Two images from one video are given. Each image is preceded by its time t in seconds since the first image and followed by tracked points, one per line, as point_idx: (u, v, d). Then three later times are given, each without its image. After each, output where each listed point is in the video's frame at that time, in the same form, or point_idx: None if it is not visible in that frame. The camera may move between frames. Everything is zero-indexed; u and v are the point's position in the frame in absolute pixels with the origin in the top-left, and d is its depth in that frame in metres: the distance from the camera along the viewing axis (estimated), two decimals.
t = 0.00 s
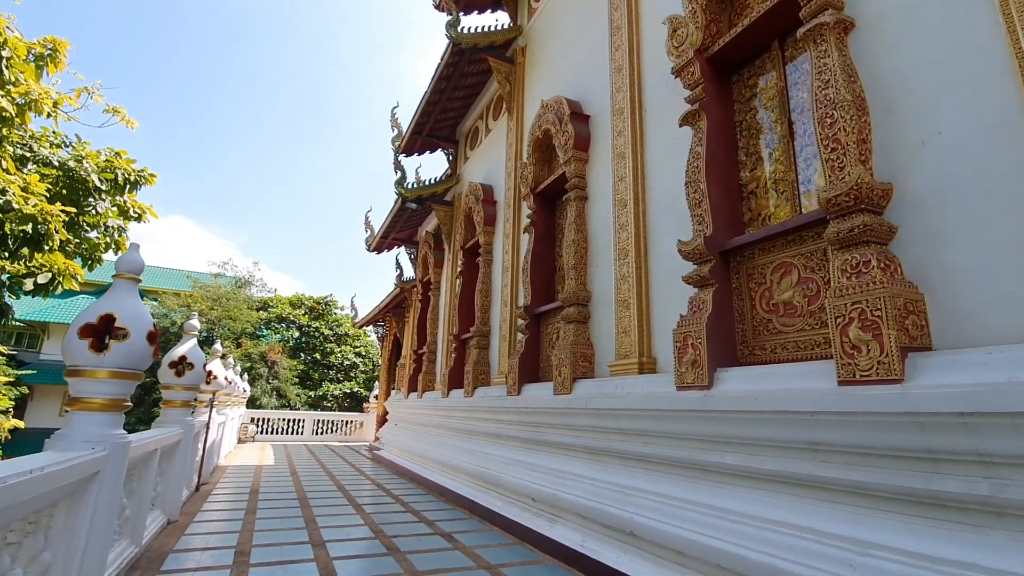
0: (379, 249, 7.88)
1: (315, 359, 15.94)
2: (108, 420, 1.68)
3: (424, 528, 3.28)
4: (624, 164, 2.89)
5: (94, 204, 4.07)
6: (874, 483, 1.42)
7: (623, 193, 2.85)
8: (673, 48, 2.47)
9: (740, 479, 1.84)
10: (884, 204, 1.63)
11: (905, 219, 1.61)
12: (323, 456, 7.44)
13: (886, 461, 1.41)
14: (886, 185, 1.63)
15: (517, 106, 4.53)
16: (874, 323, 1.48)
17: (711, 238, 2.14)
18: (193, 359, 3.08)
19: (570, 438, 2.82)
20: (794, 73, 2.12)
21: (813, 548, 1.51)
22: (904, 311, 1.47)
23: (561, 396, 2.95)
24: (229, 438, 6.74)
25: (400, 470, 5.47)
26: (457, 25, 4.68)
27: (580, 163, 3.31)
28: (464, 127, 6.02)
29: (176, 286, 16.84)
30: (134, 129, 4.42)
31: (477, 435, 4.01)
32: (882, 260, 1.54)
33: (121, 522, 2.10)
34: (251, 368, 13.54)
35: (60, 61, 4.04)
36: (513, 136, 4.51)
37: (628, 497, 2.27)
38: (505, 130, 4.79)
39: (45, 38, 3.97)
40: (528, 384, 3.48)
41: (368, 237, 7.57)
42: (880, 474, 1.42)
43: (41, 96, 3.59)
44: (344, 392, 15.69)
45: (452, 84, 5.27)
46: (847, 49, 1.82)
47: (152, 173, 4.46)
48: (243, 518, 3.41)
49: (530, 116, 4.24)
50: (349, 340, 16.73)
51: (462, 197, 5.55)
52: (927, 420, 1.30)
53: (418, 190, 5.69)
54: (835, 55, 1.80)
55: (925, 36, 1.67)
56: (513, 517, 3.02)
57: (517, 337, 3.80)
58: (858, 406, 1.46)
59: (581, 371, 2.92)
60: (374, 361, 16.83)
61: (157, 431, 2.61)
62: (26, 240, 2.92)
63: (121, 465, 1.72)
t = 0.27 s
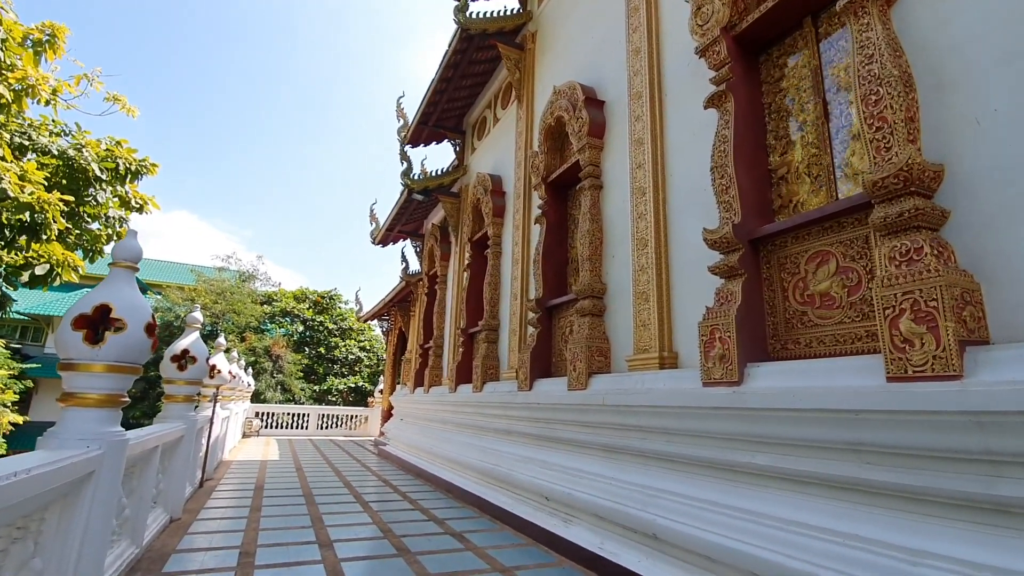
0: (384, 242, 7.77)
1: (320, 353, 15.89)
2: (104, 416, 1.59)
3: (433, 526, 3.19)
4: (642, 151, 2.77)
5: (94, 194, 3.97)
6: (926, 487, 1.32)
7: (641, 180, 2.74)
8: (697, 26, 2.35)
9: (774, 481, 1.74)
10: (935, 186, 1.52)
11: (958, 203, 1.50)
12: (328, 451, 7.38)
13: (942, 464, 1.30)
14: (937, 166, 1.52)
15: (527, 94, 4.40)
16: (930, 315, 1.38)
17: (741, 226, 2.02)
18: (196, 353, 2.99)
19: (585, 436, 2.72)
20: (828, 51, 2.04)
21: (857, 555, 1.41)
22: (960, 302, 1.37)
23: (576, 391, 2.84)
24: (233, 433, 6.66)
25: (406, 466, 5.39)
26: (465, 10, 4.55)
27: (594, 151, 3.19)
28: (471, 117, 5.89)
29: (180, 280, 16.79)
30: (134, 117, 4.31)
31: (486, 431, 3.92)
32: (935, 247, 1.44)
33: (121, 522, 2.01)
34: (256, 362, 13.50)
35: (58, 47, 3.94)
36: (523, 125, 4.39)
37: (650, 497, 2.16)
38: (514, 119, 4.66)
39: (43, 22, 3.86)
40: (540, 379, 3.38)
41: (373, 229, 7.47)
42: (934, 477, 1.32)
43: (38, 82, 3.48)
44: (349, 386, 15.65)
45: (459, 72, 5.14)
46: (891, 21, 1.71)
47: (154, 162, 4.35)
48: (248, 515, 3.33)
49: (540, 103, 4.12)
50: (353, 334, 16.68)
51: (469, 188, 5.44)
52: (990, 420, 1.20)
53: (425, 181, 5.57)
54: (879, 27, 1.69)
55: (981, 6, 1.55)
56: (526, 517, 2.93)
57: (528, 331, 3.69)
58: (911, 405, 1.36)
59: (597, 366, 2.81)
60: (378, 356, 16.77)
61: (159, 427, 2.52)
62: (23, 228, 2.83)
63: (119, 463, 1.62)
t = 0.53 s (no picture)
0: (389, 234, 7.67)
1: (325, 347, 15.87)
2: (99, 409, 1.49)
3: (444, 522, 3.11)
4: (661, 133, 2.65)
5: (95, 183, 3.88)
6: (986, 486, 1.23)
7: (661, 164, 2.62)
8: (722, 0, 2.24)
9: (810, 479, 1.64)
10: (989, 163, 1.39)
11: (1016, 181, 1.37)
12: (334, 445, 7.32)
13: (1004, 462, 1.21)
14: (992, 141, 1.39)
15: (536, 79, 4.27)
16: (989, 301, 1.29)
17: (771, 209, 1.93)
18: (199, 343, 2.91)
19: (601, 430, 2.62)
20: (865, 24, 1.94)
21: (908, 560, 1.31)
22: None
23: (591, 385, 2.73)
24: (238, 426, 6.61)
25: (413, 460, 5.32)
26: None
27: (610, 135, 3.07)
28: (479, 105, 5.76)
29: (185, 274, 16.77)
30: (136, 105, 4.21)
31: (496, 425, 3.83)
32: (992, 229, 1.32)
33: (121, 520, 1.93)
34: (261, 355, 13.47)
35: (57, 31, 3.84)
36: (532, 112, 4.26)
37: (673, 495, 2.06)
38: (523, 106, 4.54)
39: (42, 7, 3.76)
40: (553, 372, 3.27)
41: (379, 221, 7.37)
42: (995, 476, 1.22)
43: (36, 67, 3.38)
44: (354, 380, 15.63)
45: (467, 58, 5.01)
46: None
47: (155, 151, 4.26)
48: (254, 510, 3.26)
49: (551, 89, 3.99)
50: (359, 327, 16.64)
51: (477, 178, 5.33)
52: None
53: (431, 171, 5.45)
54: None
55: None
56: (539, 514, 2.84)
57: (540, 323, 3.59)
58: (970, 399, 1.25)
59: (613, 358, 2.70)
60: (383, 349, 16.74)
61: (161, 421, 2.43)
62: (20, 216, 2.74)
63: (116, 458, 1.53)
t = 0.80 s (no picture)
0: (399, 225, 7.57)
1: (335, 339, 15.86)
2: (96, 404, 1.39)
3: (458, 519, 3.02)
4: (687, 113, 2.51)
5: (100, 172, 3.80)
6: None
7: (686, 146, 2.49)
8: None
9: (857, 482, 1.51)
10: None
11: None
12: (345, 437, 7.28)
13: None
14: None
15: (550, 62, 4.12)
16: None
17: (811, 191, 1.80)
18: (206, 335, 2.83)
19: (623, 426, 2.50)
20: None
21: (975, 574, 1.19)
22: None
23: (612, 379, 2.61)
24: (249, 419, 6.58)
25: (425, 454, 5.24)
26: None
27: (631, 118, 2.93)
28: (490, 91, 5.61)
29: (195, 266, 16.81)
30: (141, 91, 4.12)
31: (510, 419, 3.73)
32: None
33: (124, 518, 1.85)
34: (271, 347, 13.49)
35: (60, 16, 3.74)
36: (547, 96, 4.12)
37: (704, 496, 1.95)
38: (537, 90, 4.39)
39: None
40: (570, 365, 3.16)
41: (388, 212, 7.26)
42: None
43: (38, 51, 3.29)
44: (364, 372, 15.63)
45: (478, 42, 4.86)
46: None
47: (161, 139, 4.16)
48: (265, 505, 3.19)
49: (567, 71, 3.85)
50: (368, 319, 16.62)
51: (489, 166, 5.19)
52: None
53: (442, 159, 5.33)
54: None
55: None
56: (558, 512, 2.74)
57: (556, 314, 3.47)
58: None
59: (635, 350, 2.58)
60: (393, 341, 16.73)
61: (168, 415, 2.36)
62: (21, 204, 2.65)
63: (114, 456, 1.43)
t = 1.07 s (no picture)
0: (409, 214, 7.47)
1: (346, 330, 15.88)
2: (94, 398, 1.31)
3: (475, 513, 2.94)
4: (716, 89, 2.37)
5: (107, 159, 3.73)
6: None
7: (716, 123, 2.35)
8: None
9: (914, 481, 1.39)
10: None
11: None
12: (358, 428, 7.25)
13: None
14: None
15: (566, 42, 3.96)
16: None
17: (858, 166, 1.66)
18: (216, 326, 2.76)
19: (648, 419, 2.38)
20: None
21: None
22: None
23: (635, 369, 2.50)
24: (262, 410, 6.56)
25: (438, 445, 5.17)
26: None
27: (654, 96, 2.78)
28: (502, 75, 5.46)
29: (207, 258, 16.86)
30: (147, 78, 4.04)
31: (526, 410, 3.63)
32: None
33: (132, 515, 1.78)
34: (283, 338, 13.52)
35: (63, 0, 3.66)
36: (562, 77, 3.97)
37: (741, 495, 1.83)
38: (551, 72, 4.24)
39: None
40: (589, 355, 3.05)
41: (399, 201, 7.16)
42: None
43: (40, 35, 3.20)
44: (376, 363, 15.64)
45: (490, 23, 4.70)
46: None
47: (168, 126, 4.09)
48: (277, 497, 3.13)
49: (583, 51, 3.69)
50: (379, 310, 16.60)
51: (502, 152, 5.06)
52: None
53: (453, 146, 5.20)
54: None
55: None
56: (580, 508, 2.63)
57: (574, 303, 3.35)
58: None
59: (660, 340, 2.46)
60: (404, 332, 16.71)
61: (177, 408, 2.28)
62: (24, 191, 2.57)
63: (115, 452, 1.35)
